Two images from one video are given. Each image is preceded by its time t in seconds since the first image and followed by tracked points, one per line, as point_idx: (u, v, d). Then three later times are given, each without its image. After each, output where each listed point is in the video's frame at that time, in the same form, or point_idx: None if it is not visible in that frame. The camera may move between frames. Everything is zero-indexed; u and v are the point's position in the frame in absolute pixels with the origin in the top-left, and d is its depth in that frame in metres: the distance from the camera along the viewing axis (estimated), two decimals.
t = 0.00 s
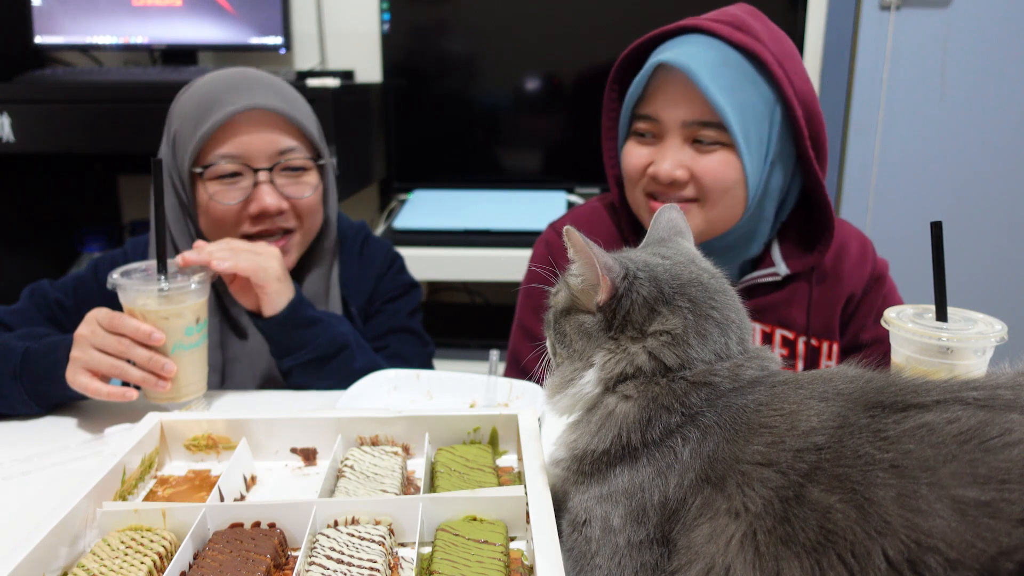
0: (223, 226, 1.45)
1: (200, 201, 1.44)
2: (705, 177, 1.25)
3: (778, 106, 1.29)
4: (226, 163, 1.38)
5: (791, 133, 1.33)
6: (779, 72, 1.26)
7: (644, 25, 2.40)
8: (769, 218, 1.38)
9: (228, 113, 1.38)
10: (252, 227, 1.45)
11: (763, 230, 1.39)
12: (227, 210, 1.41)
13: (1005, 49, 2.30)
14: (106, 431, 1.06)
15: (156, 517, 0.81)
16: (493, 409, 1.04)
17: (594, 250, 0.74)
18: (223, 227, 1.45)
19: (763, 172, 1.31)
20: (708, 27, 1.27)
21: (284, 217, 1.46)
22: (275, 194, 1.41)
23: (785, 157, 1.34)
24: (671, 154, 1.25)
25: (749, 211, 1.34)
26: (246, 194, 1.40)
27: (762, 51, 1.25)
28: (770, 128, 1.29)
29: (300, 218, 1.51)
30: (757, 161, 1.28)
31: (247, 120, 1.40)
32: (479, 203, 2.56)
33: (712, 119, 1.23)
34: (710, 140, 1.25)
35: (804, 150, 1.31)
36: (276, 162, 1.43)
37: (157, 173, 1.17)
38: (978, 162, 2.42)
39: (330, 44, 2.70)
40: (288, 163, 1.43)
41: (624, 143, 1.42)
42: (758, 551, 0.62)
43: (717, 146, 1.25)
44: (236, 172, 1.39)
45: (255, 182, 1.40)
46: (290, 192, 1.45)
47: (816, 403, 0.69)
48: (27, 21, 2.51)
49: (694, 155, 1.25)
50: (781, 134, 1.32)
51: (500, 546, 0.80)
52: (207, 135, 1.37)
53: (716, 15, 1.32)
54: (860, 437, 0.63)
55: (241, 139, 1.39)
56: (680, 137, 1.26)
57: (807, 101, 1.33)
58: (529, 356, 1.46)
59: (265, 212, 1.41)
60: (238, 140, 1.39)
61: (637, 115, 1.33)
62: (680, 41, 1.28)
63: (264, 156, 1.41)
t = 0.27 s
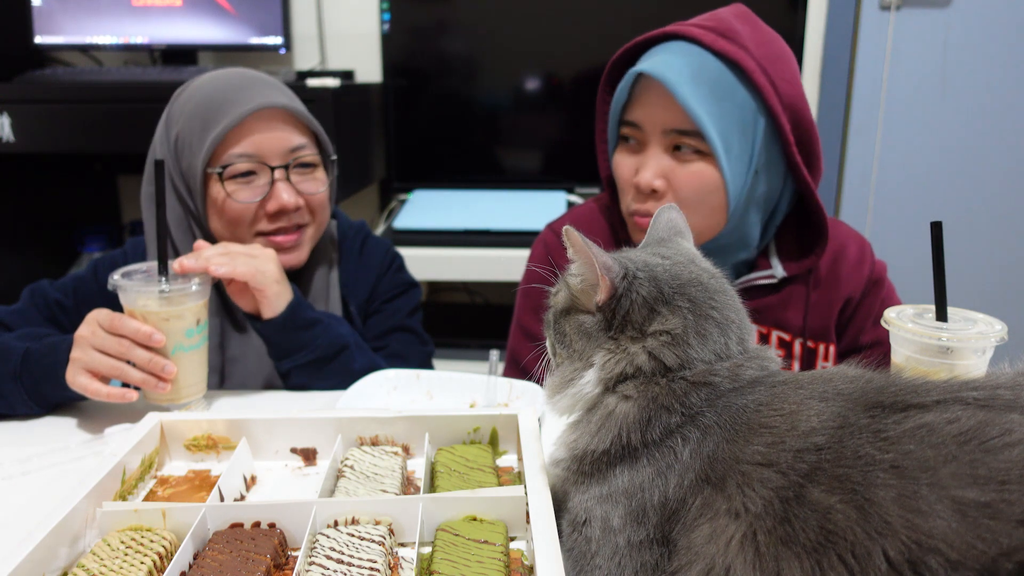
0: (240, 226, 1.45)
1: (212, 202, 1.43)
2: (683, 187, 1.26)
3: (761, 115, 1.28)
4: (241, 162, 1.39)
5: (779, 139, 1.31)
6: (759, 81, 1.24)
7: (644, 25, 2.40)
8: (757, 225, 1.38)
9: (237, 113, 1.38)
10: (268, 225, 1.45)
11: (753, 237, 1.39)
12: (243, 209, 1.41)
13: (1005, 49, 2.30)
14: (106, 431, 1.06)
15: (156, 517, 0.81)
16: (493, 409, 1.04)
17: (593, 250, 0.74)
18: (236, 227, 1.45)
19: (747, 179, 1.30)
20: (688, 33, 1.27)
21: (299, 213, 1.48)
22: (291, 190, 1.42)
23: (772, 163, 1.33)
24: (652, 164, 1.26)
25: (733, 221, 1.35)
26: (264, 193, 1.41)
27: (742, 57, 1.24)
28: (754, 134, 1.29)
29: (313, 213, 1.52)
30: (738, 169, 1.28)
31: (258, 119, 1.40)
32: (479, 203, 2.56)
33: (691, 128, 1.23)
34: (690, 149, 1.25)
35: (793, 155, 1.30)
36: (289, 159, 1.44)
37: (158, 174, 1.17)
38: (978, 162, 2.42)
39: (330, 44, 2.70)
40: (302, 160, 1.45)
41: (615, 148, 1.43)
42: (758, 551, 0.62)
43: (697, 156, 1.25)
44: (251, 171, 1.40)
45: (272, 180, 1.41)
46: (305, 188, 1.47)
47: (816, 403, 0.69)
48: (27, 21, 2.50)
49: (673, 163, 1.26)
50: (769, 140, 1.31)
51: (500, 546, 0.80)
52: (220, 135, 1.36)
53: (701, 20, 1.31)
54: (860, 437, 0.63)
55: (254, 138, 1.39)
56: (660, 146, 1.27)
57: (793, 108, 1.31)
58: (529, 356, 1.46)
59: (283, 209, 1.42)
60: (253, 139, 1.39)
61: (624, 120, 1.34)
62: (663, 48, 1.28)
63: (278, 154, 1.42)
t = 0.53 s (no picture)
0: (245, 227, 1.44)
1: (217, 204, 1.43)
2: (669, 187, 1.26)
3: (749, 114, 1.28)
4: (246, 162, 1.38)
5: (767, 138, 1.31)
6: (746, 80, 1.24)
7: (644, 25, 2.40)
8: (746, 225, 1.38)
9: (240, 113, 1.38)
10: (274, 225, 1.45)
11: (743, 237, 1.39)
12: (249, 209, 1.41)
13: (1005, 49, 2.30)
14: (106, 431, 1.06)
15: (156, 517, 0.81)
16: (493, 409, 1.04)
17: (593, 250, 0.74)
18: (242, 227, 1.45)
19: (735, 179, 1.30)
20: (675, 33, 1.27)
21: (305, 213, 1.48)
22: (296, 189, 1.42)
23: (762, 163, 1.33)
24: (638, 164, 1.27)
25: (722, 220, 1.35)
26: (270, 193, 1.41)
27: (729, 56, 1.24)
28: (742, 134, 1.28)
29: (317, 212, 1.52)
30: (725, 169, 1.28)
31: (261, 118, 1.40)
32: (478, 203, 2.56)
33: (677, 128, 1.23)
34: (677, 150, 1.25)
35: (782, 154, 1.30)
36: (293, 158, 1.44)
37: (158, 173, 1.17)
38: (978, 162, 2.42)
39: (330, 44, 2.70)
40: (305, 159, 1.45)
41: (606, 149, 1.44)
42: (758, 551, 0.62)
43: (683, 155, 1.25)
44: (255, 171, 1.40)
45: (276, 179, 1.41)
46: (309, 188, 1.47)
47: (816, 403, 0.69)
48: (27, 21, 2.50)
49: (660, 163, 1.26)
50: (757, 140, 1.30)
51: (500, 546, 0.80)
52: (224, 135, 1.36)
53: (690, 21, 1.31)
54: (860, 437, 0.63)
55: (257, 138, 1.39)
56: (649, 146, 1.28)
57: (782, 108, 1.31)
58: (528, 356, 1.46)
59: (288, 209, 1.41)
60: (258, 139, 1.39)
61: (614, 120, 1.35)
62: (652, 49, 1.29)
63: (282, 154, 1.42)
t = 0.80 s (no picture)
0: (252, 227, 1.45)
1: (224, 204, 1.43)
2: (671, 186, 1.26)
3: (749, 113, 1.27)
4: (257, 162, 1.39)
5: (767, 137, 1.31)
6: (747, 79, 1.24)
7: (644, 25, 2.40)
8: (747, 224, 1.38)
9: (247, 113, 1.38)
10: (284, 224, 1.46)
11: (744, 237, 1.39)
12: (261, 208, 1.42)
13: (1005, 49, 2.30)
14: (106, 431, 1.06)
15: (156, 517, 0.81)
16: (493, 409, 1.04)
17: (593, 250, 0.74)
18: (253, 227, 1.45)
19: (735, 178, 1.30)
20: (674, 32, 1.27)
21: (314, 212, 1.49)
22: (305, 189, 1.44)
23: (761, 162, 1.33)
24: (640, 163, 1.27)
25: (723, 219, 1.35)
26: (281, 192, 1.42)
27: (728, 55, 1.24)
28: (742, 133, 1.28)
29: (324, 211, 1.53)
30: (725, 169, 1.28)
31: (270, 118, 1.41)
32: (478, 203, 2.56)
33: (677, 127, 1.23)
34: (677, 149, 1.25)
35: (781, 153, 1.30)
36: (301, 158, 1.45)
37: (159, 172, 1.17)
38: (978, 162, 2.42)
39: (330, 44, 2.70)
40: (313, 158, 1.46)
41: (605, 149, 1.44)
42: (758, 551, 0.62)
43: (683, 155, 1.25)
44: (265, 170, 1.41)
45: (287, 178, 1.42)
46: (317, 186, 1.48)
47: (816, 404, 0.69)
48: (27, 21, 2.50)
49: (660, 162, 1.26)
50: (756, 139, 1.30)
51: (500, 546, 0.80)
52: (235, 136, 1.36)
53: (690, 20, 1.31)
54: (860, 437, 0.63)
55: (265, 138, 1.39)
56: (649, 145, 1.28)
57: (782, 107, 1.30)
58: (528, 356, 1.46)
59: (300, 207, 1.43)
60: (268, 139, 1.40)
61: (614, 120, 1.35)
62: (651, 48, 1.29)
63: (291, 153, 1.43)
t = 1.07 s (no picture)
0: (287, 227, 1.47)
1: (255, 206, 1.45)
2: (672, 185, 1.26)
3: (750, 113, 1.27)
4: (293, 162, 1.42)
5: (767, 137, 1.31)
6: (748, 79, 1.24)
7: (644, 25, 2.40)
8: (748, 224, 1.38)
9: (281, 115, 1.40)
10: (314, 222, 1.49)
11: (745, 237, 1.40)
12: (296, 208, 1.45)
13: (1005, 49, 2.30)
14: (106, 431, 1.06)
15: (156, 517, 0.81)
16: (493, 409, 1.04)
17: (590, 247, 0.74)
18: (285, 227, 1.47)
19: (736, 178, 1.30)
20: (675, 32, 1.27)
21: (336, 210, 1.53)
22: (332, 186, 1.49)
23: (762, 162, 1.33)
24: (642, 162, 1.27)
25: (724, 218, 1.35)
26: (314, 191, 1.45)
27: (729, 55, 1.24)
28: (744, 133, 1.28)
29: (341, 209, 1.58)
30: (726, 168, 1.28)
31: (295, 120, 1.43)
32: (478, 203, 2.56)
33: (678, 127, 1.24)
34: (678, 148, 1.26)
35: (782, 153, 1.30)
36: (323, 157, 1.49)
37: (161, 173, 1.18)
38: (978, 162, 2.42)
39: (330, 44, 2.70)
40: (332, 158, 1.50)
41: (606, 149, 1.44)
42: (758, 551, 0.62)
43: (684, 154, 1.26)
44: (297, 170, 1.44)
45: (317, 177, 1.46)
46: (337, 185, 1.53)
47: (816, 404, 0.68)
48: (27, 21, 2.50)
49: (661, 161, 1.26)
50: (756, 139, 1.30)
51: (500, 546, 0.80)
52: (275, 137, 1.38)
53: (691, 20, 1.31)
54: (860, 437, 0.63)
55: (294, 139, 1.42)
56: (650, 144, 1.28)
57: (783, 107, 1.31)
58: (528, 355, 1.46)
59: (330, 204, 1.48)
60: (299, 141, 1.43)
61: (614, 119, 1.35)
62: (651, 48, 1.29)
63: (317, 153, 1.46)
